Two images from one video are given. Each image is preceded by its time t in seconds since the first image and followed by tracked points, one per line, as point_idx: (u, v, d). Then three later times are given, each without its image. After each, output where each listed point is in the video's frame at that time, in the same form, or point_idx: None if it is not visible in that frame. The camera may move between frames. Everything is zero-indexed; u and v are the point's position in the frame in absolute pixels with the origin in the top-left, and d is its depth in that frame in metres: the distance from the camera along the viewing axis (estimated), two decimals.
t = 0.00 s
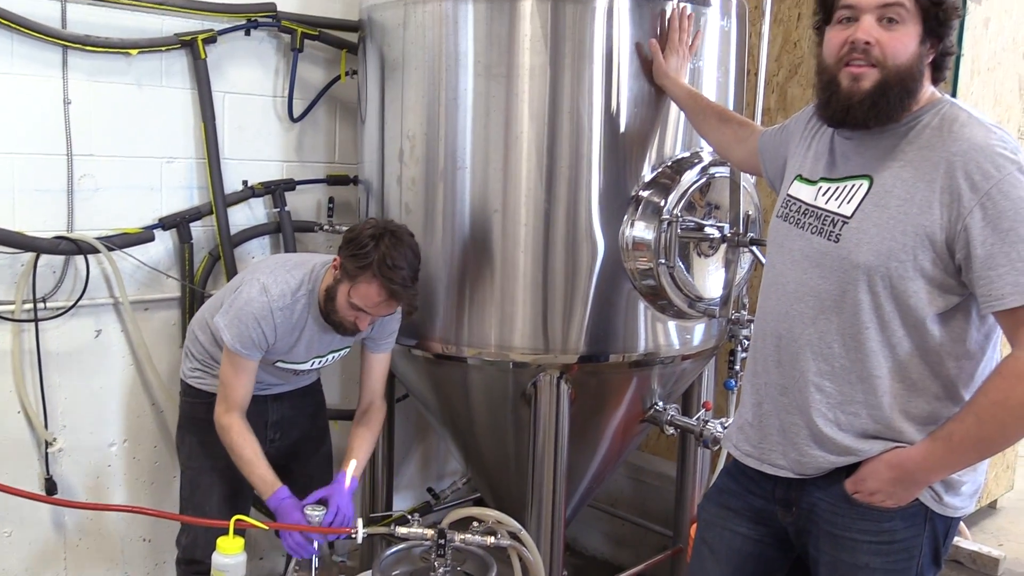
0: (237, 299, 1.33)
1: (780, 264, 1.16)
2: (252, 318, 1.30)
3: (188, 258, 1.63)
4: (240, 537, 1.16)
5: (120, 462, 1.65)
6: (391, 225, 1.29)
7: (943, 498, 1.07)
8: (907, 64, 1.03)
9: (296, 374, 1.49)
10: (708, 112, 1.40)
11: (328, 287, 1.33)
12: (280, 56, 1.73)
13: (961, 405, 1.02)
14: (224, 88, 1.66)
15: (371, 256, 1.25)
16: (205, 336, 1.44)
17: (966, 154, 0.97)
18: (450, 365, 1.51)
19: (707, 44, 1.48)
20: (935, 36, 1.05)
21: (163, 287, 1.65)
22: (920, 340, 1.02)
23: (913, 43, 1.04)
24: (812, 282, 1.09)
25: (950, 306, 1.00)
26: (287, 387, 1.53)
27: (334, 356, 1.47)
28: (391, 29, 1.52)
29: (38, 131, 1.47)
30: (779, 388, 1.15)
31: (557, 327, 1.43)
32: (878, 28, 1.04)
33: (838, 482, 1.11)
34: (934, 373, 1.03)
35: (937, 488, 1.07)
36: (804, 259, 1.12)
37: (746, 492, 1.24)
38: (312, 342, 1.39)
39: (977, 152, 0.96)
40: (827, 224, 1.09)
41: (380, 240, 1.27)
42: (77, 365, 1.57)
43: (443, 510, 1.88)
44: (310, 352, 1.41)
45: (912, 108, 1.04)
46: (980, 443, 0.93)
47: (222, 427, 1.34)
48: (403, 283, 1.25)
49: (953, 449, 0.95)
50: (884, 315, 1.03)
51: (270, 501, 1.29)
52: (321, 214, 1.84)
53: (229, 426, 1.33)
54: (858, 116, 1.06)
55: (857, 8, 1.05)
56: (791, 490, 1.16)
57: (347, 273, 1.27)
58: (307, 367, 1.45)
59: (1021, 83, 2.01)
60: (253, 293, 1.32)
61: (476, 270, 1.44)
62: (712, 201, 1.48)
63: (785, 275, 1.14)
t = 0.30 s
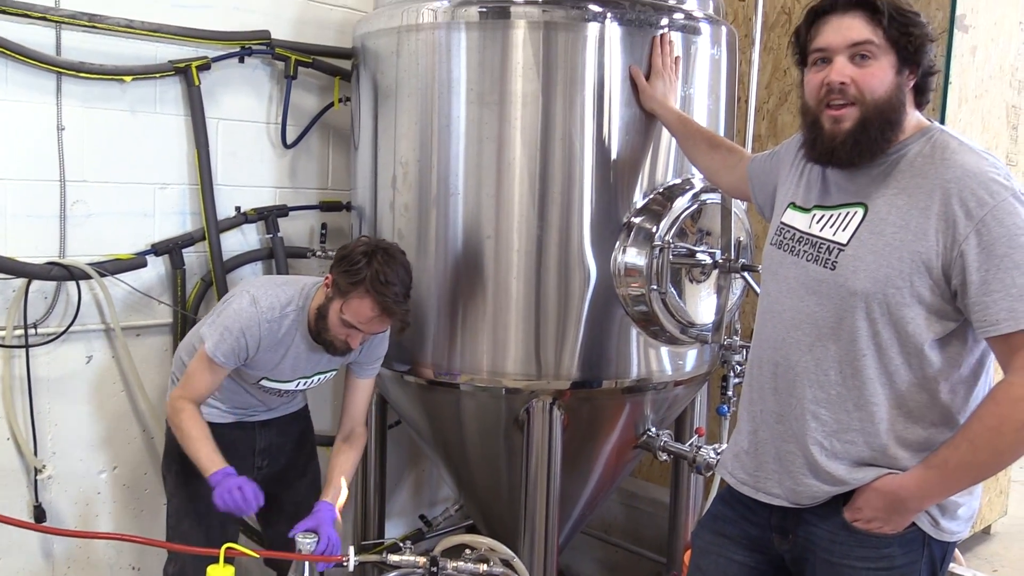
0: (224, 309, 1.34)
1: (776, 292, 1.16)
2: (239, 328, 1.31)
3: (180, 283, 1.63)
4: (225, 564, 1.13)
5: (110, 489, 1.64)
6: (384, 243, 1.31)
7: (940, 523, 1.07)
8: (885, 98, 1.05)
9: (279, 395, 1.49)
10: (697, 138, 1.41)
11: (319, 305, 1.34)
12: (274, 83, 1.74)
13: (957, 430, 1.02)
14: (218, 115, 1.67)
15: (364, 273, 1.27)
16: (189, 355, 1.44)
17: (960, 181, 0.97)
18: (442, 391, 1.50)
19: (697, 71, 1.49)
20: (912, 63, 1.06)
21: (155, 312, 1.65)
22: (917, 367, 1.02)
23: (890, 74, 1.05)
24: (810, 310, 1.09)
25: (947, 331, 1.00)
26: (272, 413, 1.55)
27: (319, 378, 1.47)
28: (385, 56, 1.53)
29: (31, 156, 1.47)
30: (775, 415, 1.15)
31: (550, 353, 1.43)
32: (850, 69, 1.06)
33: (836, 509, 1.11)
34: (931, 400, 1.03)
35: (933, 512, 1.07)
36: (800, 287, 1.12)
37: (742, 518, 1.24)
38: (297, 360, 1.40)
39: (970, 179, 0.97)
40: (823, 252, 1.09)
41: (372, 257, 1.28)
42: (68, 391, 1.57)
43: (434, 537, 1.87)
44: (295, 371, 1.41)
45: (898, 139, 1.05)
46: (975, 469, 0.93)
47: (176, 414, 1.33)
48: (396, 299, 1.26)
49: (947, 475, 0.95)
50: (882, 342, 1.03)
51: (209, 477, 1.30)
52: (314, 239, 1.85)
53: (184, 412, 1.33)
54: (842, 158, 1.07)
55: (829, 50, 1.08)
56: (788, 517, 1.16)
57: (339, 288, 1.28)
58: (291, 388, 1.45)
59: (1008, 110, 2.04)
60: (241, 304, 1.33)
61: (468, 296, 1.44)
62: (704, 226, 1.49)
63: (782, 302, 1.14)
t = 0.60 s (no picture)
0: (203, 324, 1.36)
1: (771, 313, 1.17)
2: (219, 340, 1.33)
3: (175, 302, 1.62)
4: None
5: (102, 509, 1.63)
6: (353, 247, 1.35)
7: (937, 544, 1.06)
8: (879, 118, 1.05)
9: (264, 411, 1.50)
10: (691, 159, 1.41)
11: (295, 314, 1.37)
12: (269, 103, 1.75)
13: (954, 450, 1.02)
14: (214, 134, 1.67)
15: (335, 277, 1.30)
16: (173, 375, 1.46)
17: (953, 201, 0.98)
18: (437, 411, 1.50)
19: (691, 91, 1.50)
20: (906, 86, 1.08)
21: (149, 331, 1.65)
22: (914, 387, 1.02)
23: (884, 95, 1.06)
24: (806, 330, 1.09)
25: (943, 351, 1.00)
26: (260, 431, 1.55)
27: (304, 391, 1.49)
28: (380, 77, 1.54)
29: (26, 176, 1.47)
30: (772, 435, 1.15)
31: (544, 373, 1.43)
32: (847, 88, 1.07)
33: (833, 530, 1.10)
34: (928, 420, 1.03)
35: (931, 534, 1.06)
36: (796, 308, 1.12)
37: (739, 538, 1.24)
38: (279, 371, 1.42)
39: (963, 199, 0.97)
40: (818, 272, 1.10)
41: (343, 261, 1.31)
42: (62, 411, 1.56)
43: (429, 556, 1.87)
44: (278, 382, 1.43)
45: (892, 158, 1.06)
46: (971, 490, 0.93)
47: (159, 447, 1.30)
48: (369, 297, 1.29)
49: (943, 496, 0.95)
50: (878, 363, 1.03)
51: (185, 518, 1.26)
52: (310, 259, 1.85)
53: (168, 444, 1.30)
54: (837, 174, 1.07)
55: (825, 68, 1.09)
56: (785, 538, 1.16)
57: (313, 296, 1.32)
58: (276, 402, 1.47)
59: (999, 130, 2.05)
60: (218, 317, 1.36)
61: (462, 316, 1.44)
62: (697, 247, 1.50)
63: (778, 323, 1.15)
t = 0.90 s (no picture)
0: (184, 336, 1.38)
1: (769, 327, 1.17)
2: (199, 349, 1.35)
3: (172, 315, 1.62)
4: None
5: (98, 523, 1.63)
6: (324, 252, 1.38)
7: (937, 559, 1.06)
8: (881, 130, 1.06)
9: (250, 423, 1.51)
10: (688, 172, 1.42)
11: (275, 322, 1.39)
12: (267, 117, 1.76)
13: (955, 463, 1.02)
14: (212, 147, 1.67)
15: (307, 280, 1.32)
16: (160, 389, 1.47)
17: (951, 214, 0.98)
18: (435, 423, 1.50)
19: (687, 105, 1.51)
20: (907, 99, 1.09)
21: (146, 344, 1.65)
22: (913, 401, 1.02)
23: (885, 107, 1.07)
24: (804, 343, 1.09)
25: (942, 364, 1.00)
26: (249, 444, 1.56)
27: (288, 403, 1.50)
28: (378, 90, 1.54)
29: (24, 189, 1.47)
30: (771, 449, 1.15)
31: (542, 386, 1.43)
32: (849, 99, 1.07)
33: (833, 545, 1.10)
34: (927, 433, 1.02)
35: (931, 549, 1.06)
36: (794, 321, 1.12)
37: (739, 552, 1.24)
38: (261, 381, 1.43)
39: (961, 212, 0.97)
40: (816, 285, 1.10)
41: (313, 264, 1.34)
42: (58, 424, 1.56)
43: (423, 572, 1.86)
44: (261, 392, 1.44)
45: (891, 171, 1.06)
46: (971, 504, 0.93)
47: (144, 463, 1.29)
48: (344, 298, 1.31)
49: (943, 511, 0.95)
50: (877, 377, 1.03)
51: (174, 533, 1.25)
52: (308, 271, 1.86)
53: (153, 459, 1.29)
54: (837, 181, 1.07)
55: (826, 80, 1.10)
56: (784, 552, 1.16)
57: (289, 302, 1.34)
58: (259, 413, 1.47)
59: (995, 143, 2.06)
60: (198, 328, 1.38)
61: (458, 329, 1.44)
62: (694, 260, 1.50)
63: (777, 336, 1.14)
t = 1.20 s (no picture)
0: (174, 351, 1.38)
1: (762, 342, 1.17)
2: (189, 365, 1.34)
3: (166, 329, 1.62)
4: None
5: (90, 539, 1.62)
6: (316, 268, 1.37)
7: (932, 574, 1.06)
8: (873, 144, 1.07)
9: (241, 438, 1.50)
10: (681, 186, 1.43)
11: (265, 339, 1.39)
12: (262, 131, 1.76)
13: (949, 476, 1.02)
14: (206, 161, 1.68)
15: (296, 297, 1.32)
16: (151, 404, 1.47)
17: (942, 229, 0.99)
18: (429, 437, 1.49)
19: (680, 119, 1.52)
20: (899, 113, 1.09)
21: (139, 358, 1.64)
22: (906, 415, 1.02)
23: (877, 122, 1.08)
24: (797, 358, 1.10)
25: (935, 378, 1.00)
26: (240, 458, 1.55)
27: (279, 419, 1.50)
28: (372, 104, 1.55)
29: (17, 203, 1.47)
30: (765, 464, 1.15)
31: (536, 401, 1.43)
32: (841, 113, 1.08)
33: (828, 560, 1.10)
34: (921, 448, 1.03)
35: (926, 564, 1.06)
36: (787, 336, 1.12)
37: (734, 567, 1.24)
38: (251, 398, 1.43)
39: (952, 227, 0.98)
40: (809, 300, 1.10)
41: (302, 281, 1.34)
42: (50, 439, 1.55)
43: None
44: (251, 409, 1.44)
45: (884, 185, 1.07)
46: (964, 519, 0.93)
47: (130, 476, 1.29)
48: (332, 317, 1.31)
49: (937, 525, 0.94)
50: (870, 391, 1.03)
51: (158, 547, 1.25)
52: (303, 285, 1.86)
53: (139, 473, 1.29)
54: (832, 198, 1.08)
55: (820, 94, 1.10)
56: (779, 567, 1.16)
57: (278, 319, 1.34)
58: (249, 429, 1.47)
59: (986, 158, 2.08)
60: (188, 343, 1.37)
61: (452, 343, 1.44)
62: (688, 273, 1.50)
63: (770, 350, 1.15)
